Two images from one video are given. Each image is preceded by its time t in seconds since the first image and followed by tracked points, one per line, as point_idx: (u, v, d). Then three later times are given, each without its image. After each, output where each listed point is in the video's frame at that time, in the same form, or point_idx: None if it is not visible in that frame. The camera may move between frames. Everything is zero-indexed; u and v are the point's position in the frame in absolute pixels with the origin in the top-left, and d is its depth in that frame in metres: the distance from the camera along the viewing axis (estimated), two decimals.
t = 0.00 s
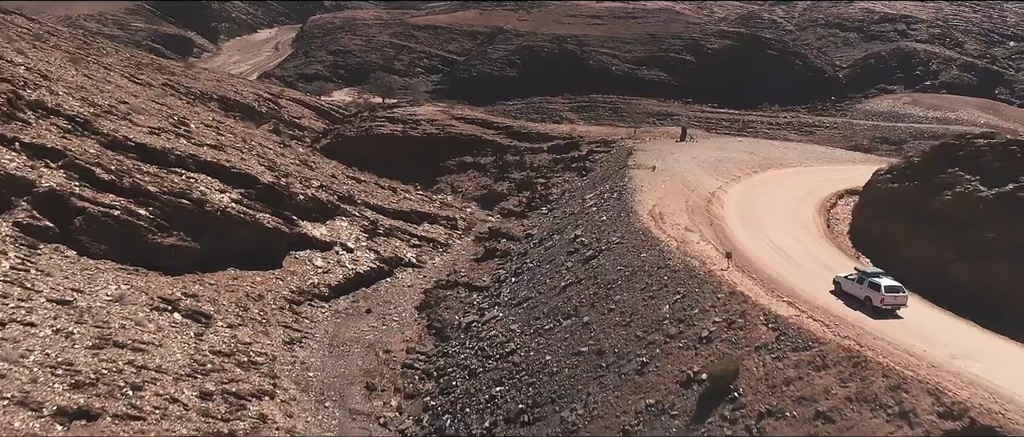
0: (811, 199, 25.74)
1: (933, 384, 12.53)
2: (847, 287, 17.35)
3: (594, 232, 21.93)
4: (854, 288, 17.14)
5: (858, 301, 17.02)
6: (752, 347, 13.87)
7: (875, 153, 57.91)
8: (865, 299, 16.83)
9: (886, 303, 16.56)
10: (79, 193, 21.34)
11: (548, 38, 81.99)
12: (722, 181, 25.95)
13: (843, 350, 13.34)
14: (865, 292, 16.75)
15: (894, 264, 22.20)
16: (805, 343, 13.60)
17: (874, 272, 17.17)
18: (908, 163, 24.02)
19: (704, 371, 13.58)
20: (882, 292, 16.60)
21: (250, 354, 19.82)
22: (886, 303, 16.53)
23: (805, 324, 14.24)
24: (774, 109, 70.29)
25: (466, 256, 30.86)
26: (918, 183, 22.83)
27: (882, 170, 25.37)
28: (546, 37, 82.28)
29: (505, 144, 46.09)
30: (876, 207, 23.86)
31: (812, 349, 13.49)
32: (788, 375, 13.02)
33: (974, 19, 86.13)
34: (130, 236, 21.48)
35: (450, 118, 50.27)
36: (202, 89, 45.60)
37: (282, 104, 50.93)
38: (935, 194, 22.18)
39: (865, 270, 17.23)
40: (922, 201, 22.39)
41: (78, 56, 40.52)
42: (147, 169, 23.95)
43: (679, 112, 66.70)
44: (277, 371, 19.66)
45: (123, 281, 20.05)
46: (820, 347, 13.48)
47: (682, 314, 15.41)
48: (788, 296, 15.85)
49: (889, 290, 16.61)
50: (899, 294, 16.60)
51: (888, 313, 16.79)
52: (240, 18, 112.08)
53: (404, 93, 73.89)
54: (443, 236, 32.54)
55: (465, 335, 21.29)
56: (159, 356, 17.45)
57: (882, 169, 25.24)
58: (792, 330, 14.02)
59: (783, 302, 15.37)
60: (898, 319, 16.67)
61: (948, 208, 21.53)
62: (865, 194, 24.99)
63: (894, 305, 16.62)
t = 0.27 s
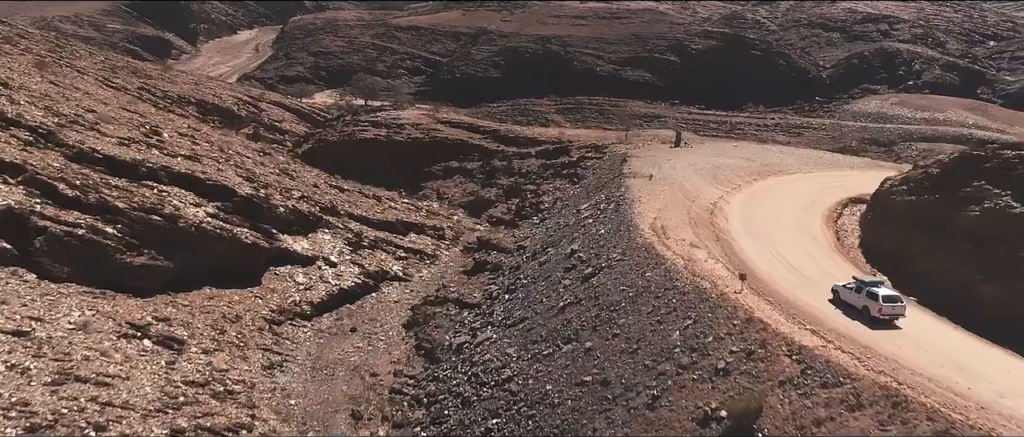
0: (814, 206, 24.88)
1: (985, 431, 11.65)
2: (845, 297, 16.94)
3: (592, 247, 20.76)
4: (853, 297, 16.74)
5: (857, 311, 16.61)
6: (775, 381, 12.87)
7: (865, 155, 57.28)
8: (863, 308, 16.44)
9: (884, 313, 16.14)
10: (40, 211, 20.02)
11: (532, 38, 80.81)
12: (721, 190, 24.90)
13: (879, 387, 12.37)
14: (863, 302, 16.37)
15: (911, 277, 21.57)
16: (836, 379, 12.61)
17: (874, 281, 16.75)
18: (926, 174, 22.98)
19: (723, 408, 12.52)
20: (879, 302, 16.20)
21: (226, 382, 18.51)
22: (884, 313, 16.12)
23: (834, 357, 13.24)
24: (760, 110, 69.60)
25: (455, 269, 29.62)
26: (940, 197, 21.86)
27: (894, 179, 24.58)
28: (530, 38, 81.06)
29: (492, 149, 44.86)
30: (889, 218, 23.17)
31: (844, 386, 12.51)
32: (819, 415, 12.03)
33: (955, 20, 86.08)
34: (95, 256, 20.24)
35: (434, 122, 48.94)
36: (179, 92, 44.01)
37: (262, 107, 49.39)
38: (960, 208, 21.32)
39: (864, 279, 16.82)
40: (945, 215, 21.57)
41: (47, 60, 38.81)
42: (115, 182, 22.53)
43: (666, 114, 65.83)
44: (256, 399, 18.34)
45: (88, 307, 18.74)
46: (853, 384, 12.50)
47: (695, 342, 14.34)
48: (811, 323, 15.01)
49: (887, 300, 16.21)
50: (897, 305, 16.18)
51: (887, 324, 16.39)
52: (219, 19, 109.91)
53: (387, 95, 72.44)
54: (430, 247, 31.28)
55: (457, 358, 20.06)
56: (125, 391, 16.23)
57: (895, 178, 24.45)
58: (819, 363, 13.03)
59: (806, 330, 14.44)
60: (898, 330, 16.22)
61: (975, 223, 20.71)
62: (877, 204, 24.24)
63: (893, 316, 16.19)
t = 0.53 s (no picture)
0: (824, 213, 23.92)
1: None
2: (848, 306, 16.57)
3: (594, 263, 19.58)
4: (855, 307, 16.37)
5: (859, 321, 16.26)
6: (809, 422, 12.07)
7: (857, 157, 56.62)
8: (866, 319, 16.08)
9: (888, 324, 15.78)
10: None
11: (518, 39, 79.60)
12: (726, 200, 23.85)
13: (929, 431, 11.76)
14: (866, 312, 16.02)
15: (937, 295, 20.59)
16: (879, 422, 11.84)
17: (878, 291, 16.38)
18: (951, 186, 21.86)
19: None
20: (882, 312, 15.84)
21: (205, 414, 17.47)
22: (887, 324, 15.78)
23: (874, 396, 12.43)
24: (749, 111, 68.79)
25: (446, 282, 28.41)
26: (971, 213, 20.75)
27: (911, 188, 23.68)
28: (516, 39, 79.83)
29: (481, 153, 43.60)
30: (908, 230, 22.20)
31: (888, 430, 11.75)
32: None
33: (939, 19, 85.86)
34: (61, 279, 19.03)
35: (420, 126, 47.61)
36: (157, 96, 42.47)
37: (244, 110, 47.88)
38: (994, 225, 20.20)
39: (868, 290, 16.44)
40: (976, 231, 20.49)
41: (19, 65, 37.22)
42: (84, 198, 21.17)
43: (655, 116, 64.89)
44: (237, 432, 17.30)
45: (53, 336, 17.77)
46: (898, 428, 11.75)
47: (715, 374, 13.43)
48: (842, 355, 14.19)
49: (890, 310, 15.85)
50: (900, 315, 15.78)
51: (889, 334, 16.02)
52: (200, 20, 107.81)
53: (371, 97, 70.92)
54: (420, 259, 30.04)
55: (452, 383, 18.87)
56: (93, 430, 15.45)
57: (913, 187, 23.53)
58: (858, 403, 12.21)
59: (839, 365, 13.61)
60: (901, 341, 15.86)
61: (1013, 243, 19.61)
62: (894, 214, 23.34)
63: (895, 326, 15.80)
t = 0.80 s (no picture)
0: (833, 222, 22.91)
1: None
2: (851, 315, 16.06)
3: (597, 282, 18.43)
4: (859, 315, 15.88)
5: (863, 331, 15.75)
6: None
7: (847, 158, 55.98)
8: (869, 328, 15.59)
9: (891, 333, 15.31)
10: None
11: (501, 40, 78.35)
12: (731, 211, 22.78)
13: None
14: (869, 321, 15.52)
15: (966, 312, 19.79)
16: None
17: (882, 300, 15.90)
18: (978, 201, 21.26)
19: None
20: (886, 322, 15.36)
21: None
22: (890, 333, 15.30)
23: None
24: (736, 112, 68.02)
25: (436, 297, 27.14)
26: (1003, 229, 20.38)
27: (924, 199, 23.09)
28: (499, 39, 78.60)
29: (468, 158, 42.39)
30: (927, 244, 21.34)
31: None
32: None
33: (919, 19, 85.74)
34: (21, 306, 17.75)
35: (404, 130, 46.24)
36: (132, 100, 40.83)
37: (223, 114, 46.28)
38: None
39: (871, 298, 15.95)
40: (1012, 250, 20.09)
41: None
42: (47, 216, 19.76)
43: (642, 117, 63.93)
44: None
45: (11, 371, 16.60)
46: None
47: (739, 411, 12.41)
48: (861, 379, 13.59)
49: (892, 319, 15.40)
50: (903, 325, 15.33)
51: (893, 345, 15.53)
52: (178, 21, 105.59)
53: (353, 99, 69.36)
54: (407, 272, 28.74)
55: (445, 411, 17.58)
56: None
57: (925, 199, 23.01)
58: None
59: (879, 404, 12.67)
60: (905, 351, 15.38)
61: None
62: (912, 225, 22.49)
63: (899, 336, 15.32)
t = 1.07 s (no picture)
0: (842, 233, 22.01)
1: None
2: (859, 325, 15.97)
3: (601, 305, 17.17)
4: (865, 326, 15.75)
5: (870, 342, 15.61)
6: None
7: (835, 160, 55.30)
8: (875, 338, 15.47)
9: (896, 344, 15.11)
10: None
11: (481, 41, 76.93)
12: (736, 224, 21.72)
13: None
14: (875, 331, 15.39)
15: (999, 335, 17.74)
16: None
17: (889, 310, 15.71)
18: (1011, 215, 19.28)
19: None
20: (892, 332, 15.15)
21: None
22: (896, 344, 15.10)
23: None
24: (720, 113, 67.15)
25: (424, 314, 25.79)
26: None
27: (945, 209, 21.46)
28: (479, 40, 77.18)
29: (453, 164, 40.97)
30: (951, 259, 19.67)
31: None
32: None
33: (896, 19, 85.56)
34: None
35: (386, 135, 44.70)
36: (103, 105, 39.07)
37: (198, 118, 44.50)
38: None
39: (879, 308, 15.80)
40: None
41: None
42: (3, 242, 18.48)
43: (627, 120, 62.84)
44: None
45: None
46: None
47: None
48: (876, 402, 13.24)
49: (899, 329, 15.17)
50: (909, 336, 15.10)
51: (901, 355, 15.32)
52: (152, 23, 103.08)
53: (333, 102, 67.66)
54: (393, 287, 27.31)
55: None
56: None
57: (943, 208, 21.55)
58: None
59: None
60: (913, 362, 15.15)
61: None
62: (933, 236, 20.81)
63: (906, 347, 15.10)
